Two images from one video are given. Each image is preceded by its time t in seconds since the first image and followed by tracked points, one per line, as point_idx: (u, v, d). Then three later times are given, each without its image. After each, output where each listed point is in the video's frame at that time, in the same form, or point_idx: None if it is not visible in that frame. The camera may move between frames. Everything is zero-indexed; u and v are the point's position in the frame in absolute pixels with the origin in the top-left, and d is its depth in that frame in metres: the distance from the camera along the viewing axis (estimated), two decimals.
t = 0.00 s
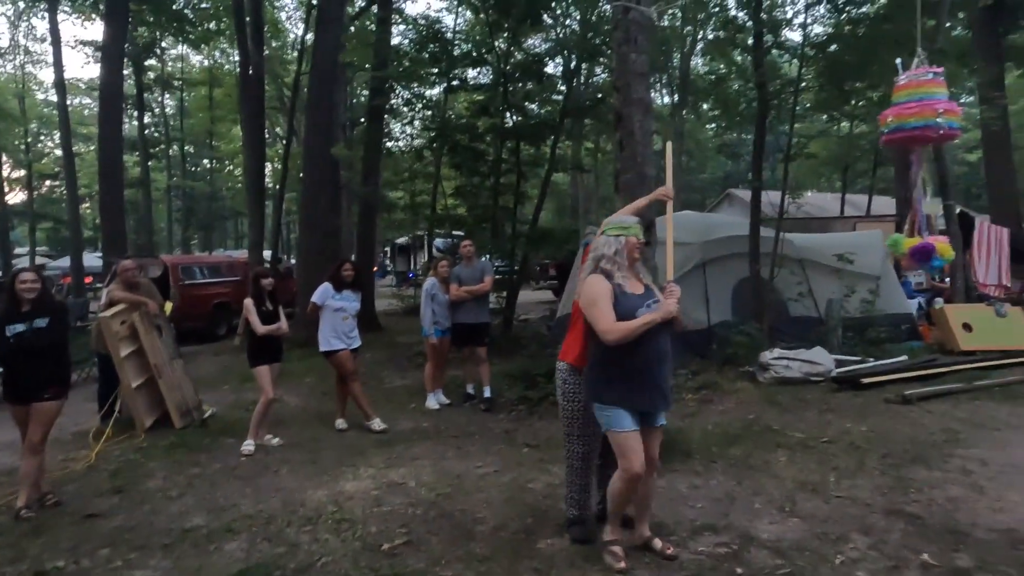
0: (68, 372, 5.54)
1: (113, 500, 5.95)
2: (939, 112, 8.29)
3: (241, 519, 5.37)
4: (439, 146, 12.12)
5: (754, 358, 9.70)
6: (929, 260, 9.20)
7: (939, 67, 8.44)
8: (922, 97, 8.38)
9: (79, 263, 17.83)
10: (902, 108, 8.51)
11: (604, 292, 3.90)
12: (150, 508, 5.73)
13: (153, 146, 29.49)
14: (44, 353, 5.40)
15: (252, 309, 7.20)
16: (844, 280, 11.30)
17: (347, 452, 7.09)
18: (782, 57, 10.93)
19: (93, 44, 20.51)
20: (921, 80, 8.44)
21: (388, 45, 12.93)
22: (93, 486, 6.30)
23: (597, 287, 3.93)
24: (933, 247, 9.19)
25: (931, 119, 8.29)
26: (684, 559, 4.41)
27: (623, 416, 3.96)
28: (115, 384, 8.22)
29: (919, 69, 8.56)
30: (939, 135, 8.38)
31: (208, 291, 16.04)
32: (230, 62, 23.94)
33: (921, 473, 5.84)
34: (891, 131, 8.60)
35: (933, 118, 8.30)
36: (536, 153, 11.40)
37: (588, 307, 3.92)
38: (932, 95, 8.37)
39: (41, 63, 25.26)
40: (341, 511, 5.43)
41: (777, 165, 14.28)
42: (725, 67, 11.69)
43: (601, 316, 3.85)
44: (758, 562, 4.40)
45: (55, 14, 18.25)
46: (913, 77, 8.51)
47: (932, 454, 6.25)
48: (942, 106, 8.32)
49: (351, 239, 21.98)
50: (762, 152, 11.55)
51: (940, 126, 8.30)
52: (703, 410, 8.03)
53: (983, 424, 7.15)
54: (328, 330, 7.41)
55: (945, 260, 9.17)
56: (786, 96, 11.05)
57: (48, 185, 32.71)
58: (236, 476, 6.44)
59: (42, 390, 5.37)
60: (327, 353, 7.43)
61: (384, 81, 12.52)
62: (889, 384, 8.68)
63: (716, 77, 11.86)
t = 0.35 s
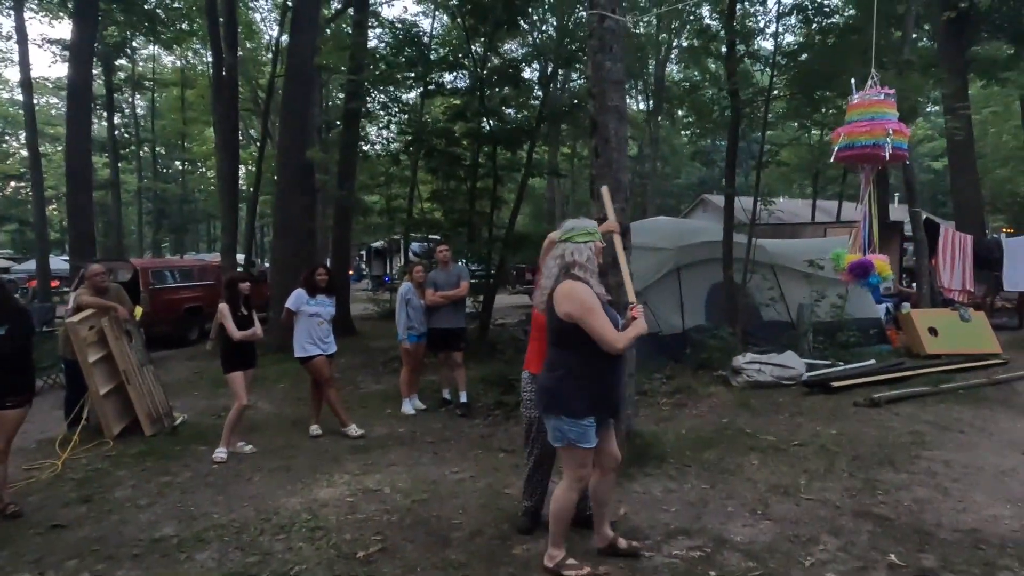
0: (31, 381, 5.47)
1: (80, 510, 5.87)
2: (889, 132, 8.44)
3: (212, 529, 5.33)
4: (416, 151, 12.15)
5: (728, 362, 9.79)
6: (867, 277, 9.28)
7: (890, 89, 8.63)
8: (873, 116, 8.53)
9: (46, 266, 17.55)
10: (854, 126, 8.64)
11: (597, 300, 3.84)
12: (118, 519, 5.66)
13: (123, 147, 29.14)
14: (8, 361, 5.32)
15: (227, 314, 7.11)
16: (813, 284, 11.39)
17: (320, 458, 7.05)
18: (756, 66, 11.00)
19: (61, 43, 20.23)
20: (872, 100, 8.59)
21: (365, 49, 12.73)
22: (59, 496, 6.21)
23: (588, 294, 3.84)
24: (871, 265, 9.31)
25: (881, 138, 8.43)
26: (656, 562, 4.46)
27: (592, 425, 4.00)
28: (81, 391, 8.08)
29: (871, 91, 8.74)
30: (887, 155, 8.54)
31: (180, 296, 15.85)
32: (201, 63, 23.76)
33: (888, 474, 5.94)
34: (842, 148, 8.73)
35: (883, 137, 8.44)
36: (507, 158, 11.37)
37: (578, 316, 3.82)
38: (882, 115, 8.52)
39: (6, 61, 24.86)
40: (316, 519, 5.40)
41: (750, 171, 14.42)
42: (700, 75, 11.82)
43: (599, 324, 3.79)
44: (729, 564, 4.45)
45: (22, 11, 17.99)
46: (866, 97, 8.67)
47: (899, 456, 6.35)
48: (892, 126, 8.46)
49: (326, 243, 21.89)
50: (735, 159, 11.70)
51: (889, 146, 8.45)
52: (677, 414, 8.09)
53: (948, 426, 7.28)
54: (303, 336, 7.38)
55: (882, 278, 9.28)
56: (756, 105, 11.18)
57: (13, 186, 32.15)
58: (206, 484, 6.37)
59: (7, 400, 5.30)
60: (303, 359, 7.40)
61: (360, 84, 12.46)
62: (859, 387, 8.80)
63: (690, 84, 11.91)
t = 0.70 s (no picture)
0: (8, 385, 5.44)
1: (57, 517, 5.82)
2: (865, 127, 8.60)
3: (192, 535, 5.30)
4: (399, 151, 12.14)
5: (710, 364, 9.86)
6: (839, 268, 9.69)
7: (869, 86, 8.76)
8: (852, 112, 8.68)
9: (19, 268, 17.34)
10: (832, 120, 8.76)
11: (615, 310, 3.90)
12: (97, 525, 5.61)
13: (100, 147, 28.86)
14: None
15: (214, 316, 7.04)
16: (793, 287, 11.54)
17: (301, 463, 7.03)
18: (736, 71, 11.15)
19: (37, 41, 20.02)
20: (852, 96, 8.74)
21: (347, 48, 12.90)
22: (35, 503, 6.14)
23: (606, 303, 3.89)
24: (843, 257, 9.66)
25: (858, 133, 8.58)
26: (642, 565, 4.49)
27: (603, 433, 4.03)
28: (58, 396, 8.01)
29: (850, 85, 8.83)
30: (863, 150, 8.69)
31: (157, 298, 15.72)
32: (180, 62, 23.61)
33: (868, 475, 6.01)
34: (820, 141, 8.80)
35: (859, 132, 8.59)
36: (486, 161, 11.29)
37: (601, 324, 3.84)
38: (859, 111, 8.68)
39: None
40: (299, 524, 5.40)
41: (730, 174, 14.55)
42: (680, 80, 11.95)
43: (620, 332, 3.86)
44: (714, 566, 4.49)
45: None
46: (845, 92, 8.80)
47: (879, 457, 6.43)
48: (868, 122, 8.63)
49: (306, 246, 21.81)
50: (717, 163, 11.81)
51: (865, 141, 8.61)
52: (660, 417, 8.13)
53: (926, 428, 7.38)
54: (285, 339, 7.37)
55: (853, 269, 9.65)
56: (738, 111, 11.16)
57: None
58: (187, 490, 6.33)
59: None
60: (285, 362, 7.38)
61: (343, 85, 12.37)
62: (839, 389, 8.89)
63: (671, 89, 12.04)
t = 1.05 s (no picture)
0: None
1: (31, 524, 5.74)
2: (854, 146, 8.70)
3: (169, 541, 5.26)
4: (377, 153, 12.04)
5: (690, 366, 9.93)
6: (827, 283, 9.87)
7: (855, 103, 8.83)
8: (840, 131, 8.75)
9: None
10: (821, 140, 8.85)
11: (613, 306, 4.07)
12: (71, 532, 5.54)
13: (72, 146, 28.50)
14: None
15: (194, 319, 6.91)
16: (771, 290, 11.62)
17: (279, 467, 6.99)
18: (714, 76, 11.21)
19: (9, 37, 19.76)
20: (839, 115, 8.80)
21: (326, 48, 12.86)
22: (8, 509, 6.06)
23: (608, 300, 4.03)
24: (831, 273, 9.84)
25: (847, 152, 8.70)
26: (625, 566, 4.54)
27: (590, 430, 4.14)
28: (29, 400, 7.90)
29: (836, 104, 8.91)
30: (852, 167, 8.82)
31: (131, 300, 15.58)
32: (155, 60, 23.38)
33: (845, 475, 6.09)
34: (811, 161, 8.91)
35: (848, 152, 8.70)
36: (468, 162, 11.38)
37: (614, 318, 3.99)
38: (847, 130, 8.75)
39: None
40: (278, 528, 5.38)
41: (709, 177, 14.65)
42: (660, 83, 12.05)
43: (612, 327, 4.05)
44: (696, 566, 4.54)
45: None
46: (832, 111, 8.86)
47: (856, 457, 6.51)
48: (856, 140, 8.72)
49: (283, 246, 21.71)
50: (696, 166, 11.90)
51: (855, 158, 8.73)
52: (641, 418, 8.19)
53: (901, 428, 7.48)
54: (265, 343, 7.33)
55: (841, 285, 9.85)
56: (716, 115, 11.35)
57: None
58: (164, 495, 6.29)
59: None
60: (263, 366, 7.36)
61: (322, 86, 12.45)
62: (817, 390, 9.00)
63: (651, 93, 12.08)
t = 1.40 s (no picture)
0: None
1: None
2: (842, 131, 8.79)
3: (142, 548, 5.22)
4: (355, 153, 12.10)
5: (667, 367, 10.01)
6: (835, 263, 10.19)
7: (842, 89, 8.97)
8: (828, 116, 8.87)
9: None
10: (811, 125, 8.94)
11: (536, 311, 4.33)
12: (40, 539, 5.48)
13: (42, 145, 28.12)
14: None
15: (163, 323, 6.85)
16: (746, 292, 11.77)
17: (254, 472, 6.96)
18: (690, 80, 11.46)
19: None
20: (826, 100, 8.93)
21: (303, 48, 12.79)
22: None
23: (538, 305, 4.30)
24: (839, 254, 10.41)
25: (836, 136, 8.78)
26: (602, 567, 4.58)
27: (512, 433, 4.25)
28: None
29: (824, 90, 9.06)
30: (842, 152, 8.89)
31: (102, 303, 15.43)
32: (126, 58, 23.14)
33: (818, 473, 6.18)
34: (802, 147, 9.01)
35: (838, 136, 8.78)
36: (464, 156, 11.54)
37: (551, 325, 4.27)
38: (835, 115, 8.87)
39: None
40: (254, 534, 5.37)
41: (684, 180, 14.78)
42: (636, 87, 11.98)
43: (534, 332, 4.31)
44: (672, 565, 4.60)
45: None
46: (820, 98, 9.00)
47: (828, 456, 6.61)
48: (845, 125, 8.82)
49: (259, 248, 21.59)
50: (673, 169, 12.02)
51: (845, 143, 8.81)
52: (618, 419, 8.25)
53: (872, 426, 7.60)
54: (241, 346, 7.29)
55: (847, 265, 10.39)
56: (693, 117, 11.52)
57: None
58: (136, 501, 6.24)
59: None
60: (240, 369, 7.31)
61: (298, 86, 12.46)
62: (791, 390, 9.11)
63: (627, 96, 11.99)
